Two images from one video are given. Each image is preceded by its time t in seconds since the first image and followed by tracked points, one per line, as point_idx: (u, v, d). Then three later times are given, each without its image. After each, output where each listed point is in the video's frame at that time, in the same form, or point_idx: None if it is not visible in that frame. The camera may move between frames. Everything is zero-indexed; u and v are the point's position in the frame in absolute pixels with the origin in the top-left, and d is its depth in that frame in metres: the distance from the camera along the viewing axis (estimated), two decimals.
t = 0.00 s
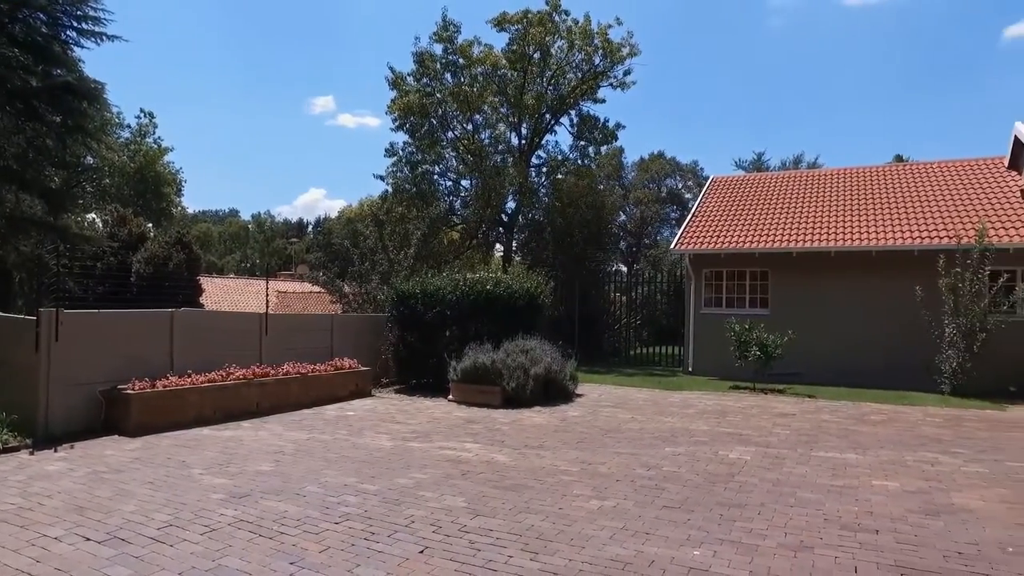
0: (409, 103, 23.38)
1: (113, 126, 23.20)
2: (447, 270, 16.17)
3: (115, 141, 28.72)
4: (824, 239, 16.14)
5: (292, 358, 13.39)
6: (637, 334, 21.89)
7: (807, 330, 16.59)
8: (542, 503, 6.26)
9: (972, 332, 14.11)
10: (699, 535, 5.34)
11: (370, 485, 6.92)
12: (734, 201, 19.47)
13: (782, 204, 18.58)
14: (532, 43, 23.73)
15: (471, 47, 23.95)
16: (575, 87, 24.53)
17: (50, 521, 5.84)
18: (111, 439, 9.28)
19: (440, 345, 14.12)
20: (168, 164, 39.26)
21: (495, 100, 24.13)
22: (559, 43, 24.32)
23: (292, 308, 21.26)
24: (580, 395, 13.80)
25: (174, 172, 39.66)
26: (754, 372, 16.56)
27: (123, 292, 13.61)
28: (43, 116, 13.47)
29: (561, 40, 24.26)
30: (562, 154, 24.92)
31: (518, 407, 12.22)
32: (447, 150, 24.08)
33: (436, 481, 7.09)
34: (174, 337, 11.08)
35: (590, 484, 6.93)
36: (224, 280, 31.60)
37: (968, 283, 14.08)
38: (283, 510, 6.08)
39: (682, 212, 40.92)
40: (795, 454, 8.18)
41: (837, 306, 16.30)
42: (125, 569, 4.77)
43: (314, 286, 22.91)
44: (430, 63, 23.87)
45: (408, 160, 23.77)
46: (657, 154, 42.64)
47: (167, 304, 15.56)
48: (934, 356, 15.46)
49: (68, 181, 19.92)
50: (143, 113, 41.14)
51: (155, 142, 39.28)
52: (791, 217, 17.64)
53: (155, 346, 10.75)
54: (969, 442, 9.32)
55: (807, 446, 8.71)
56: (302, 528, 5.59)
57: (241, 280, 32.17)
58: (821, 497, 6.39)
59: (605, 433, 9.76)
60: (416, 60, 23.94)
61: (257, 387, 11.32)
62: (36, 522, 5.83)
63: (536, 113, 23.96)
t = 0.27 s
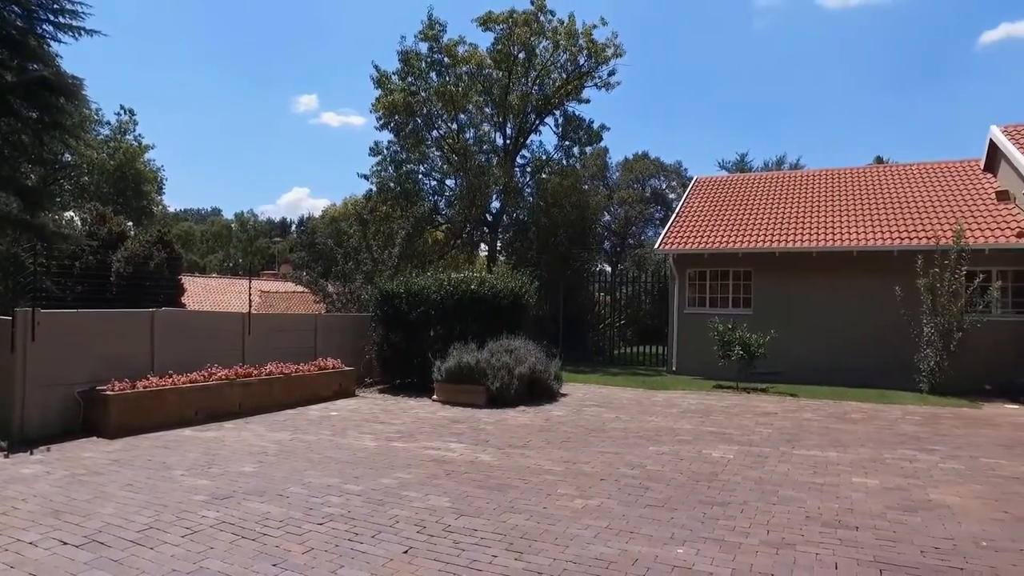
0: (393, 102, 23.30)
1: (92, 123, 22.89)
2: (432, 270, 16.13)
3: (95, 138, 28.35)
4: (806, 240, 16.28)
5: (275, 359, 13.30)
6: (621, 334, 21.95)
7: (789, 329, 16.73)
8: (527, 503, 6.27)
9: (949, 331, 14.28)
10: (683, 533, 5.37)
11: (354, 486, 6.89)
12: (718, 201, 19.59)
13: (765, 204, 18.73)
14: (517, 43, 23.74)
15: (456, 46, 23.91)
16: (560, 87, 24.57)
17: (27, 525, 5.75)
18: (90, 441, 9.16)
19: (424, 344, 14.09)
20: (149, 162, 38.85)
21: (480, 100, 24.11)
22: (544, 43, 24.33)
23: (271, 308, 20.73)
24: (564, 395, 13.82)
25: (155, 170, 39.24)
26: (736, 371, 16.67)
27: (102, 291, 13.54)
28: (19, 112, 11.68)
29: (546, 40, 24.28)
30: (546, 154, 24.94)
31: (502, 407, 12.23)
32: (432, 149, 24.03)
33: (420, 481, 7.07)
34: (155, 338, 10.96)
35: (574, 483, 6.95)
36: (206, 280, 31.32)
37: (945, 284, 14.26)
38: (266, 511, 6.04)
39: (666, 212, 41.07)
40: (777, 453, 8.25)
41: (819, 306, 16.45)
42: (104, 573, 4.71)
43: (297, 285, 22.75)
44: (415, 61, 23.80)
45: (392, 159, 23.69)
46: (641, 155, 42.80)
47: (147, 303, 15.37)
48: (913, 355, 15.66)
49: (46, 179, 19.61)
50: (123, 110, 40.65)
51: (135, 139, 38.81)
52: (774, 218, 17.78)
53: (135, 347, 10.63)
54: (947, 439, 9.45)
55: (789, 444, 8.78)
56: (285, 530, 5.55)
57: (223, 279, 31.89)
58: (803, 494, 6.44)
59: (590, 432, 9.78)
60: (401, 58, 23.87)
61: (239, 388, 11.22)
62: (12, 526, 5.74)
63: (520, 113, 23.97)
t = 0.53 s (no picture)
0: (377, 101, 23.19)
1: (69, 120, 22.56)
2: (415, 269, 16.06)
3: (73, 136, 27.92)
4: (788, 240, 16.40)
5: (257, 359, 13.18)
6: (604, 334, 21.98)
7: (771, 329, 16.85)
8: (510, 502, 6.25)
9: (927, 330, 14.45)
10: (666, 532, 5.37)
11: (336, 486, 6.83)
12: (701, 201, 19.70)
13: (747, 204, 18.85)
14: (501, 43, 23.70)
15: (440, 45, 23.83)
16: (544, 87, 24.55)
17: None
18: (66, 443, 9.01)
19: (408, 344, 14.02)
20: (129, 160, 38.38)
21: (464, 100, 24.06)
22: (528, 42, 24.30)
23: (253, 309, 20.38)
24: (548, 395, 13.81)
25: (134, 168, 38.75)
26: (719, 371, 16.76)
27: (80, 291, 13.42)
28: None
29: (530, 40, 24.25)
30: (530, 154, 24.92)
31: (486, 406, 12.21)
32: (416, 149, 23.95)
33: (403, 481, 7.03)
34: (133, 338, 10.83)
35: (558, 483, 6.94)
36: (187, 279, 30.99)
37: (924, 283, 14.42)
38: (246, 513, 5.97)
39: (650, 213, 41.18)
40: (759, 451, 8.29)
41: (800, 306, 16.58)
42: None
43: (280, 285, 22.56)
44: (399, 60, 23.69)
45: (375, 158, 23.57)
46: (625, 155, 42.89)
47: (126, 303, 15.16)
48: (892, 353, 15.84)
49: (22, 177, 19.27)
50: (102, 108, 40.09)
51: (114, 137, 38.30)
52: (756, 218, 17.90)
53: (112, 347, 10.50)
54: (925, 437, 9.55)
55: (771, 443, 8.84)
56: (266, 532, 5.49)
57: (204, 279, 31.56)
58: (784, 493, 6.48)
59: (573, 431, 9.78)
60: (385, 57, 23.75)
61: (221, 388, 11.11)
62: None
63: (504, 112, 23.94)
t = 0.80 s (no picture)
0: (362, 99, 23.07)
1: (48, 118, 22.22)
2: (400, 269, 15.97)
3: (51, 133, 27.54)
4: (772, 240, 16.49)
5: (240, 359, 13.05)
6: (590, 333, 22.00)
7: (755, 328, 16.93)
8: (495, 502, 6.22)
9: (908, 329, 14.59)
10: (651, 531, 5.37)
11: (319, 488, 6.77)
12: (686, 201, 19.76)
13: (732, 204, 18.94)
14: (487, 41, 23.65)
15: (426, 44, 23.75)
16: (530, 86, 24.52)
17: None
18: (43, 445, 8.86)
19: (392, 344, 13.95)
20: (109, 158, 37.91)
21: (450, 99, 24.00)
22: (514, 41, 24.26)
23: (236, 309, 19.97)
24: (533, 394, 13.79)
25: (114, 166, 38.29)
26: (704, 370, 16.83)
27: (57, 290, 13.24)
28: None
29: (515, 39, 24.22)
30: (516, 153, 24.88)
31: (471, 406, 12.16)
32: (401, 147, 23.85)
33: (387, 482, 6.97)
34: (113, 338, 10.69)
35: (543, 482, 6.92)
36: (169, 279, 30.65)
37: (905, 282, 14.53)
38: (227, 515, 5.89)
39: (636, 212, 41.29)
40: (744, 450, 8.31)
41: (783, 305, 16.68)
42: None
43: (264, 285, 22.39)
44: (384, 58, 23.57)
45: (360, 157, 23.46)
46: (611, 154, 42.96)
47: (105, 303, 14.95)
48: (874, 352, 15.98)
49: None
50: (82, 105, 39.57)
51: (94, 134, 37.80)
52: (740, 218, 17.99)
53: (91, 348, 10.36)
54: (906, 434, 9.63)
55: (756, 441, 8.87)
56: (247, 534, 5.42)
57: (186, 279, 31.24)
58: (768, 491, 6.50)
59: (558, 431, 9.77)
60: (369, 55, 23.62)
61: (203, 389, 10.99)
62: None
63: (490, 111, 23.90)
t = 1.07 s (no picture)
0: (346, 97, 22.89)
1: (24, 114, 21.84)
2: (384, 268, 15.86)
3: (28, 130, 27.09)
4: (755, 240, 16.56)
5: (221, 360, 12.90)
6: (575, 332, 21.99)
7: (739, 327, 17.00)
8: (479, 503, 6.17)
9: (889, 328, 14.72)
10: (636, 532, 5.34)
11: (302, 490, 6.68)
12: (670, 201, 19.81)
13: (716, 204, 19.01)
14: (472, 40, 23.56)
15: (410, 42, 23.62)
16: (514, 85, 24.46)
17: None
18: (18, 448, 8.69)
19: (376, 344, 13.86)
20: (87, 155, 37.37)
21: (434, 97, 23.88)
22: (499, 40, 24.20)
23: (220, 309, 19.24)
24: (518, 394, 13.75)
25: (93, 164, 37.75)
26: (688, 369, 16.88)
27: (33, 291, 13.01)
28: None
29: (501, 38, 24.15)
30: (501, 152, 24.81)
31: (455, 406, 12.11)
32: (385, 146, 23.70)
33: (371, 483, 6.90)
34: (90, 339, 10.53)
35: (528, 483, 6.88)
36: (149, 278, 30.28)
37: (886, 282, 14.65)
38: (207, 519, 5.80)
39: (620, 212, 41.35)
40: (728, 449, 8.33)
41: (767, 304, 16.77)
42: None
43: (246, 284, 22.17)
44: (368, 56, 23.41)
45: (344, 156, 23.31)
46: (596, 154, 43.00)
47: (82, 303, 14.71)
48: (856, 351, 16.11)
49: None
50: (59, 101, 38.96)
51: (72, 131, 37.23)
52: (725, 218, 18.06)
53: (68, 348, 10.20)
54: (888, 433, 9.70)
55: (740, 440, 8.89)
56: (228, 538, 5.33)
57: (167, 278, 30.87)
58: (753, 490, 6.50)
59: (543, 431, 9.73)
60: (353, 53, 23.45)
61: (183, 390, 10.84)
62: None
63: (474, 110, 23.82)
